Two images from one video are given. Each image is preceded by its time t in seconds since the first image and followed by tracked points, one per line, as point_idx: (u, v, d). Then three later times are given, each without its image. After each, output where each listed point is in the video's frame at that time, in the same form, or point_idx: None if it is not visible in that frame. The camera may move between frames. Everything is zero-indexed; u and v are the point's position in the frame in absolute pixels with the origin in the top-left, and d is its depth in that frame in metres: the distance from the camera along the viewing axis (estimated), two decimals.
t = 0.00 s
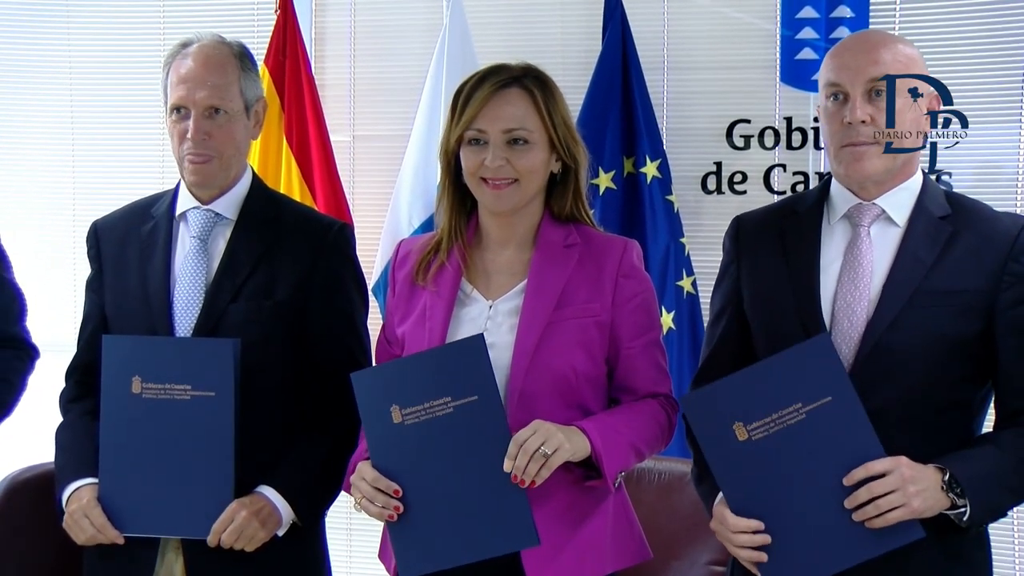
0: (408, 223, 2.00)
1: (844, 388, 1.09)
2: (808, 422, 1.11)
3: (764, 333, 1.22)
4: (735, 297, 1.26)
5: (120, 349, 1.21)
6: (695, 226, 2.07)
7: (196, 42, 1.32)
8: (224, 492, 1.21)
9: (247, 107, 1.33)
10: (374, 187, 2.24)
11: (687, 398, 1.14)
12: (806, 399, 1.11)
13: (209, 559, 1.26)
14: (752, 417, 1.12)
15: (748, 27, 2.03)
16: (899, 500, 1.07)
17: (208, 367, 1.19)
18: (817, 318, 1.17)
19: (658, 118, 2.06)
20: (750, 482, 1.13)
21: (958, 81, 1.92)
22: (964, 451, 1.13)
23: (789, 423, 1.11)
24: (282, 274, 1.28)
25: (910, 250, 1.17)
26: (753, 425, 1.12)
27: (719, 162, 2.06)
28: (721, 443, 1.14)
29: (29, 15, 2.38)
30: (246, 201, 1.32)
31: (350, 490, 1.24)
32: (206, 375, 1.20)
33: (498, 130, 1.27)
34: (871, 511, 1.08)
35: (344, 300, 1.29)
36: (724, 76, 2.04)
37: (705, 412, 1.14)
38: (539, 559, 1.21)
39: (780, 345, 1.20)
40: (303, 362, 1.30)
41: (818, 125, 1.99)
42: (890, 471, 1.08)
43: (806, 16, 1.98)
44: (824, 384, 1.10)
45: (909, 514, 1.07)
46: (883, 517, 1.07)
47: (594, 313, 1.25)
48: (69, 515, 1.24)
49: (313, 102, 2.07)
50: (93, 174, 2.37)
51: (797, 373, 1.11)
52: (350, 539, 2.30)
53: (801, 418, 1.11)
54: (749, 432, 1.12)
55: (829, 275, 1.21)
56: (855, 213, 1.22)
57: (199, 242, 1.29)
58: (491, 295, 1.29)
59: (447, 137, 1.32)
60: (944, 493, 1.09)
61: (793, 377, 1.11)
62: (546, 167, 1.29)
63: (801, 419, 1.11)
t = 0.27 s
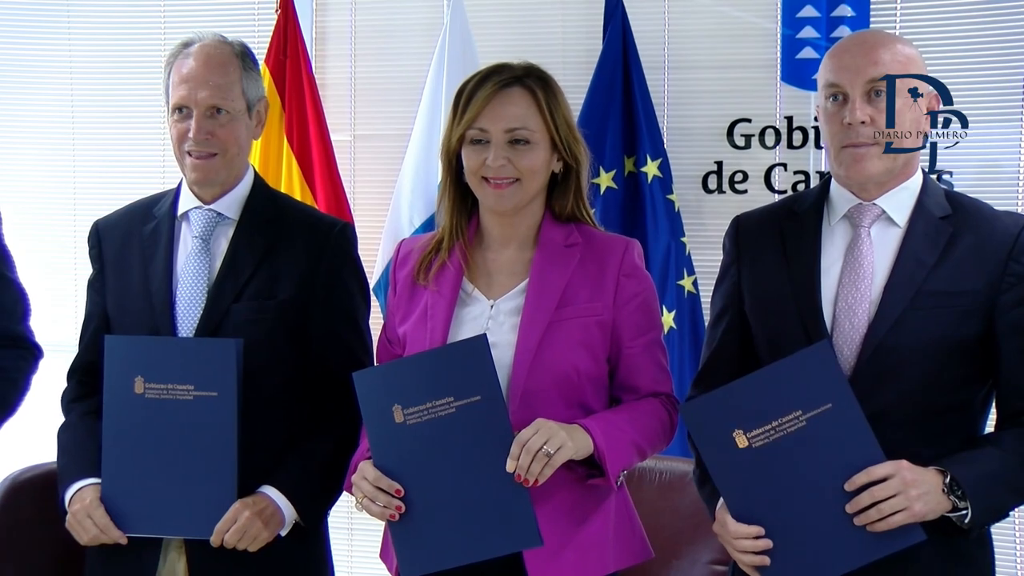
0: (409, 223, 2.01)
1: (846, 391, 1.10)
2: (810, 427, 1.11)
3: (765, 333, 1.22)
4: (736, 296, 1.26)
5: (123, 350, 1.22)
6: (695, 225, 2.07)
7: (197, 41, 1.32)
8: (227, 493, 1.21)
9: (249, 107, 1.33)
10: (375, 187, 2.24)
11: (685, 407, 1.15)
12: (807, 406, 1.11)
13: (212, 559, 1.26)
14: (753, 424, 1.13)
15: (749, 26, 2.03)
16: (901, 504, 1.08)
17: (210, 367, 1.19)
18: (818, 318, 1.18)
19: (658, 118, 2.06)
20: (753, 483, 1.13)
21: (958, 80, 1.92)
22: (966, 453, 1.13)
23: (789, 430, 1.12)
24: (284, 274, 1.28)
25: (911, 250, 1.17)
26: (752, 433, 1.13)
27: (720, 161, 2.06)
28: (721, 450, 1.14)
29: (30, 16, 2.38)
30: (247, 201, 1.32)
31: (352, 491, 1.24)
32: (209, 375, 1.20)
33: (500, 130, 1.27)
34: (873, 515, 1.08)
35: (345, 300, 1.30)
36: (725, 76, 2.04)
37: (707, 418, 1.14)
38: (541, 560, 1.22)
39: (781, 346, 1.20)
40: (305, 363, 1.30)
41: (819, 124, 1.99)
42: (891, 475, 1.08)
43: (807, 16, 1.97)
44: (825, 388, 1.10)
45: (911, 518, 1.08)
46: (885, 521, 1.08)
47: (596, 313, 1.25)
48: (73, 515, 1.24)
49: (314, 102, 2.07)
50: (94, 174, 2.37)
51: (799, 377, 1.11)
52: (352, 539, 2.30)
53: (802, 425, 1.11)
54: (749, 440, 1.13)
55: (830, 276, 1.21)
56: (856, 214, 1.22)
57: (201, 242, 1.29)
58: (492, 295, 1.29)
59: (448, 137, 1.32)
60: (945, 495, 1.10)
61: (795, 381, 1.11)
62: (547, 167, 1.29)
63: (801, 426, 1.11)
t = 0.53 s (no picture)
0: (409, 222, 2.01)
1: (847, 390, 1.10)
2: (812, 427, 1.11)
3: (766, 331, 1.22)
4: (736, 295, 1.26)
5: (124, 349, 1.22)
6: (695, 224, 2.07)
7: (197, 41, 1.32)
8: (228, 493, 1.21)
9: (249, 106, 1.33)
10: (375, 186, 2.24)
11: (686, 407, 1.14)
12: (808, 406, 1.11)
13: (213, 559, 1.26)
14: (754, 424, 1.13)
15: (749, 25, 2.02)
16: (902, 503, 1.08)
17: (211, 367, 1.20)
18: (819, 316, 1.18)
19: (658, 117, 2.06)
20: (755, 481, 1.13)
21: (958, 78, 1.92)
22: (967, 452, 1.13)
23: (791, 431, 1.12)
24: (284, 274, 1.28)
25: (912, 249, 1.18)
26: (754, 433, 1.13)
27: (720, 160, 2.05)
28: (723, 450, 1.14)
29: (30, 15, 2.38)
30: (247, 200, 1.32)
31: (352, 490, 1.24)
32: (211, 374, 1.20)
33: (501, 128, 1.27)
34: (875, 514, 1.08)
35: (346, 299, 1.30)
36: (725, 74, 2.04)
37: (709, 419, 1.14)
38: (543, 560, 1.22)
39: (782, 344, 1.20)
40: (306, 362, 1.30)
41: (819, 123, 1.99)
42: (893, 474, 1.09)
43: (807, 14, 1.97)
44: (826, 388, 1.10)
45: (913, 517, 1.08)
46: (887, 520, 1.08)
47: (597, 312, 1.25)
48: (74, 515, 1.24)
49: (314, 102, 2.07)
50: (94, 173, 2.38)
51: (800, 377, 1.11)
52: (352, 537, 2.30)
53: (803, 425, 1.12)
54: (751, 440, 1.13)
55: (831, 274, 1.21)
56: (856, 213, 1.22)
57: (202, 241, 1.29)
58: (494, 294, 1.29)
59: (449, 136, 1.31)
60: (947, 494, 1.10)
61: (796, 381, 1.11)
62: (548, 165, 1.29)
63: (802, 426, 1.12)
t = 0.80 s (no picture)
0: (408, 221, 2.01)
1: (844, 390, 1.10)
2: (809, 426, 1.12)
3: (763, 331, 1.22)
4: (734, 294, 1.26)
5: (123, 348, 1.22)
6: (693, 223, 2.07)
7: (197, 40, 1.32)
8: (228, 491, 1.21)
9: (248, 105, 1.33)
10: (374, 185, 2.24)
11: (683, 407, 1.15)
12: (806, 406, 1.11)
13: (212, 557, 1.26)
14: (751, 423, 1.13)
15: (748, 25, 2.03)
16: (898, 502, 1.08)
17: (211, 365, 1.20)
18: (816, 316, 1.18)
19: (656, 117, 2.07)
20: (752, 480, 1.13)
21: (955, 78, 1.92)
22: (964, 452, 1.14)
23: (788, 431, 1.12)
24: (283, 273, 1.28)
25: (910, 249, 1.18)
26: (752, 431, 1.13)
27: (718, 159, 2.06)
28: (720, 449, 1.14)
29: (31, 14, 2.38)
30: (246, 199, 1.33)
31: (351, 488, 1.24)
32: (210, 373, 1.20)
33: (501, 128, 1.27)
34: (872, 513, 1.09)
35: (345, 298, 1.30)
36: (723, 74, 2.04)
37: (707, 419, 1.14)
38: (541, 558, 1.22)
39: (779, 344, 1.21)
40: (305, 360, 1.31)
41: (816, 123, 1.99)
42: (890, 474, 1.09)
43: (805, 14, 1.97)
44: (823, 388, 1.11)
45: (908, 516, 1.09)
46: (883, 519, 1.09)
47: (595, 311, 1.25)
48: (74, 513, 1.24)
49: (314, 101, 2.08)
50: (93, 171, 2.38)
51: (798, 377, 1.11)
52: (350, 535, 2.31)
53: (801, 425, 1.12)
54: (748, 439, 1.13)
55: (828, 274, 1.22)
56: (854, 213, 1.23)
57: (201, 240, 1.29)
58: (492, 293, 1.29)
59: (448, 135, 1.32)
60: (943, 493, 1.11)
61: (794, 380, 1.11)
62: (547, 165, 1.29)
63: (800, 426, 1.12)
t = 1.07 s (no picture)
0: (408, 221, 2.03)
1: (836, 386, 1.12)
2: (802, 422, 1.14)
3: (758, 329, 1.24)
4: (729, 293, 1.28)
5: (127, 347, 1.24)
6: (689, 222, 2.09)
7: (199, 42, 1.34)
8: (231, 487, 1.23)
9: (250, 107, 1.35)
10: (374, 185, 2.26)
11: (678, 403, 1.17)
12: (798, 402, 1.13)
13: (215, 553, 1.28)
14: (745, 419, 1.15)
15: (743, 26, 2.04)
16: (889, 497, 1.10)
17: (213, 364, 1.22)
18: (809, 314, 1.20)
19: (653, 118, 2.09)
20: (746, 476, 1.15)
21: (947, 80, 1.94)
22: (954, 448, 1.16)
23: (780, 426, 1.14)
24: (285, 273, 1.30)
25: (902, 248, 1.20)
26: (745, 427, 1.15)
27: (714, 159, 2.08)
28: (715, 445, 1.16)
29: (37, 16, 2.40)
30: (249, 199, 1.35)
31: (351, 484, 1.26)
32: (213, 371, 1.22)
33: (499, 129, 1.29)
34: (863, 508, 1.11)
35: (346, 297, 1.32)
36: (719, 75, 2.06)
37: (702, 415, 1.16)
38: (539, 554, 1.24)
39: (773, 341, 1.22)
40: (307, 358, 1.33)
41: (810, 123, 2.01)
42: (880, 469, 1.11)
43: (798, 16, 1.99)
44: (816, 385, 1.12)
45: (899, 511, 1.10)
46: (874, 514, 1.11)
47: (593, 310, 1.27)
48: (79, 509, 1.26)
49: (315, 103, 2.09)
50: (96, 171, 2.40)
51: (791, 374, 1.13)
52: (352, 532, 2.33)
53: (794, 421, 1.14)
54: (741, 434, 1.15)
55: (821, 272, 1.24)
56: (846, 212, 1.25)
57: (204, 240, 1.31)
58: (491, 292, 1.31)
59: (448, 135, 1.33)
60: (933, 488, 1.12)
61: (786, 377, 1.13)
62: (545, 165, 1.31)
63: (792, 422, 1.14)
